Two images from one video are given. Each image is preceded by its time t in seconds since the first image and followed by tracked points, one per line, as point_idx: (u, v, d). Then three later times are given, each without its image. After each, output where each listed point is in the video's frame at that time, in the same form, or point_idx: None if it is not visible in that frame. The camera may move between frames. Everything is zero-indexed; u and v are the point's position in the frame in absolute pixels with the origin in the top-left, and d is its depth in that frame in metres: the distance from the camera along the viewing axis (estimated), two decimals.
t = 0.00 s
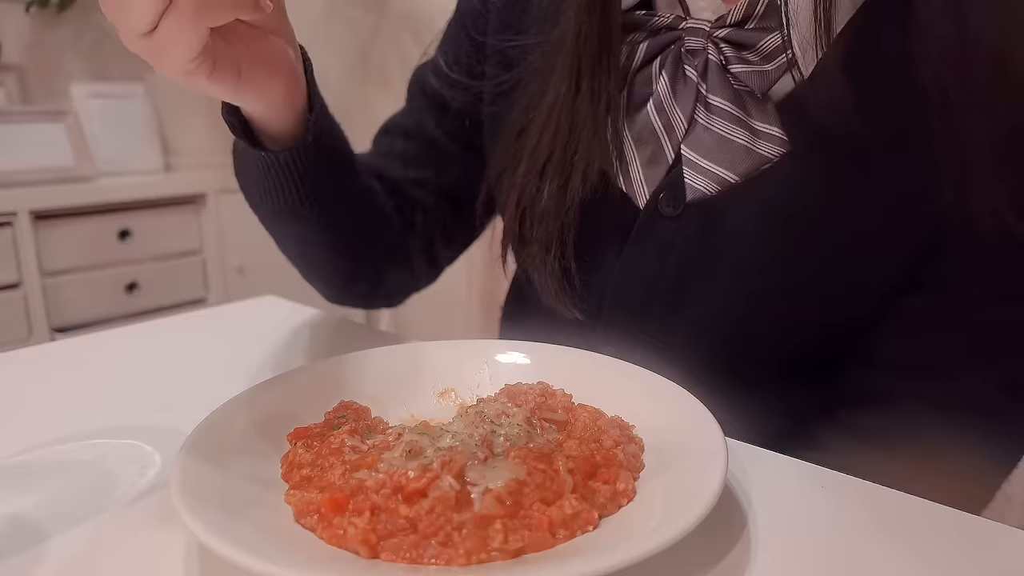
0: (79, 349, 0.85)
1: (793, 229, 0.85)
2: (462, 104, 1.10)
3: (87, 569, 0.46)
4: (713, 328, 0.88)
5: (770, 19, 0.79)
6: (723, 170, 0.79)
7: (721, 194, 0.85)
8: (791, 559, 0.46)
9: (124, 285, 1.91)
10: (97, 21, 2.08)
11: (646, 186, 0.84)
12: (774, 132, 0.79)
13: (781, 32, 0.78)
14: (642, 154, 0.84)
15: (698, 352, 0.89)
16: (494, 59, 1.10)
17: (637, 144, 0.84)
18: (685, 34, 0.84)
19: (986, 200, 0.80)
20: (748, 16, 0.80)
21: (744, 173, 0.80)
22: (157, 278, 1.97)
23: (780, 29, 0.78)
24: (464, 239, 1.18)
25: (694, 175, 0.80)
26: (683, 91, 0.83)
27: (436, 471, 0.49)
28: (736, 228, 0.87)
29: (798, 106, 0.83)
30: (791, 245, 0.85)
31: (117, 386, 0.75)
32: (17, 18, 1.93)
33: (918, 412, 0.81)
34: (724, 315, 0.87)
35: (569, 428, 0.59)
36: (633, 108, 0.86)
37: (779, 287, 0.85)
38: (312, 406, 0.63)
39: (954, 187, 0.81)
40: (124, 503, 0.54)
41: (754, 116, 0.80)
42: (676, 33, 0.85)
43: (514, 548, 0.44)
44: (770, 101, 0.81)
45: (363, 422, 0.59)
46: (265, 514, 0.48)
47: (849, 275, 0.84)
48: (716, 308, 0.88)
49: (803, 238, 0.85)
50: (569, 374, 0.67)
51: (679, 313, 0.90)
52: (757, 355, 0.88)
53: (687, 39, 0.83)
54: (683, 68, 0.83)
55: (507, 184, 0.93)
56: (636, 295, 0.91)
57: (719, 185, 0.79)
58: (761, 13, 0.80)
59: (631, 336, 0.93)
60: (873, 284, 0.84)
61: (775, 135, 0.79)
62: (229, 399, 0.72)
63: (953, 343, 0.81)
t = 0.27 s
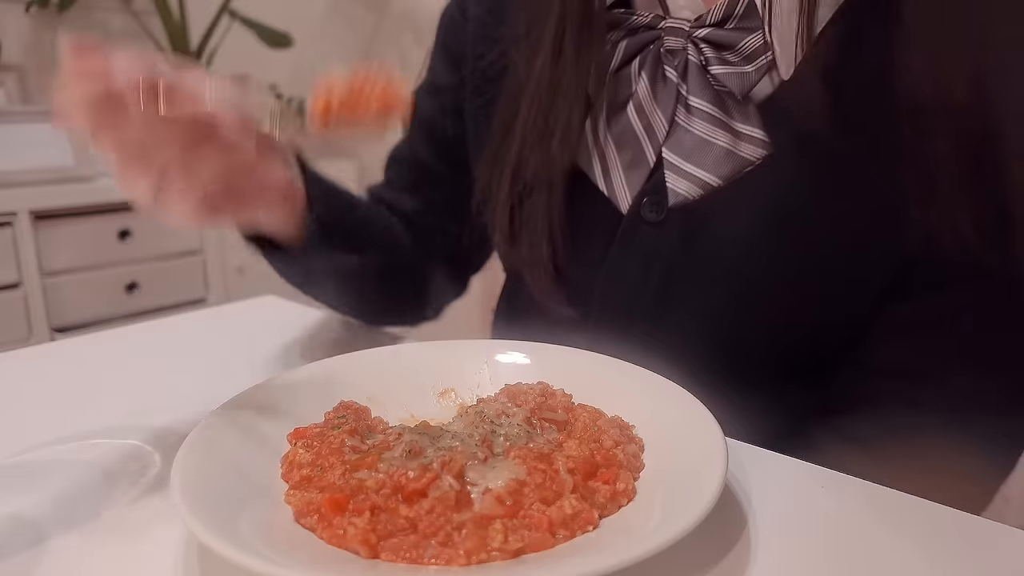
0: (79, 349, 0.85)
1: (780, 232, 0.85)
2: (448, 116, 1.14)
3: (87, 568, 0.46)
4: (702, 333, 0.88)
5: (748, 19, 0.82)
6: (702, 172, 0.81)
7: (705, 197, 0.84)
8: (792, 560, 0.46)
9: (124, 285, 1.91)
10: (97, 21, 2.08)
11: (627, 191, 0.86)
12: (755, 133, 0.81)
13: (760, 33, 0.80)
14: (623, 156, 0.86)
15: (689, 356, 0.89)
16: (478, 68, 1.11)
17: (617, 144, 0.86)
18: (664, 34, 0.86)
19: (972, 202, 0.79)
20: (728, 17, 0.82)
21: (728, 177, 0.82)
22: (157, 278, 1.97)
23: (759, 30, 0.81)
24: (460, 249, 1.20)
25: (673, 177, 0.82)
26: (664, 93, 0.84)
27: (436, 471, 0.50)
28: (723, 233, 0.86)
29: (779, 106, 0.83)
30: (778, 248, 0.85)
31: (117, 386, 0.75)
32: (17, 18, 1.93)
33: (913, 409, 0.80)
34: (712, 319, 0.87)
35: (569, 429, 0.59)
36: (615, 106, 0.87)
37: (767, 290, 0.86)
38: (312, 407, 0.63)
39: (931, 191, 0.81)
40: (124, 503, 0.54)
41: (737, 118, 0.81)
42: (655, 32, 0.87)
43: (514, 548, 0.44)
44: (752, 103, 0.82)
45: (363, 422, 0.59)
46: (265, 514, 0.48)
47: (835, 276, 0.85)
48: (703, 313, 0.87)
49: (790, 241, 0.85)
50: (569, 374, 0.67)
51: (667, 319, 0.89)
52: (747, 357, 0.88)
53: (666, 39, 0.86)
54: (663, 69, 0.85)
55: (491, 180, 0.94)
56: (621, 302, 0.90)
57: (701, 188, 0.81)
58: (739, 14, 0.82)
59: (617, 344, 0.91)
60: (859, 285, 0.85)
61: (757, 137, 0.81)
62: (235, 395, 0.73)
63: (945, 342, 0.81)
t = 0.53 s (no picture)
0: (79, 349, 0.85)
1: (774, 243, 0.84)
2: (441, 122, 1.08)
3: (86, 569, 0.46)
4: (697, 344, 0.88)
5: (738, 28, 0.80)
6: (693, 187, 0.80)
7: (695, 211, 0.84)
8: (790, 560, 0.46)
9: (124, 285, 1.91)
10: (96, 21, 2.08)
11: (620, 206, 0.84)
12: (747, 147, 0.79)
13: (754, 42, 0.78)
14: (614, 171, 0.85)
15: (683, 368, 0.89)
16: (465, 84, 1.05)
17: (608, 159, 0.85)
18: (653, 43, 0.85)
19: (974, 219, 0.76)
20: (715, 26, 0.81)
21: (720, 190, 0.80)
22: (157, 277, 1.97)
23: (753, 38, 0.78)
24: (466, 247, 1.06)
25: (666, 194, 0.81)
26: (653, 106, 0.84)
27: (435, 471, 0.50)
28: (715, 245, 0.85)
29: (770, 116, 0.81)
30: (772, 259, 0.84)
31: (117, 386, 0.75)
32: (17, 18, 1.93)
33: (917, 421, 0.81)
34: (706, 330, 0.87)
35: (569, 429, 0.59)
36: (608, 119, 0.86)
37: (761, 302, 0.85)
38: (312, 407, 0.63)
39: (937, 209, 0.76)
40: (124, 503, 0.54)
41: (728, 131, 0.80)
42: (643, 43, 0.86)
43: (514, 548, 0.44)
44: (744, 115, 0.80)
45: (363, 423, 0.59)
46: (264, 514, 0.48)
47: (834, 288, 0.83)
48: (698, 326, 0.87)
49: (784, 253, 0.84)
50: (569, 373, 0.67)
51: (659, 330, 0.89)
52: (744, 367, 0.88)
53: (655, 49, 0.84)
54: (653, 80, 0.84)
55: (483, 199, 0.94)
56: (615, 313, 0.90)
57: (693, 204, 0.80)
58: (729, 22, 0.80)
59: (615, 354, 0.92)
60: (857, 298, 0.83)
61: (749, 150, 0.78)
62: (241, 386, 0.74)
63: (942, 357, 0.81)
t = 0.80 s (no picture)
0: (79, 349, 0.85)
1: (767, 243, 0.84)
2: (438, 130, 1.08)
3: (86, 569, 0.46)
4: (688, 345, 0.88)
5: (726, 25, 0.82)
6: (684, 187, 0.79)
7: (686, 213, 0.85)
8: (789, 560, 0.46)
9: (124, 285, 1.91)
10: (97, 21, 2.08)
11: (609, 208, 0.84)
12: (738, 145, 0.79)
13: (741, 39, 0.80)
14: (603, 171, 0.85)
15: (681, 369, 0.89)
16: (456, 86, 1.05)
17: (596, 160, 0.85)
18: (641, 43, 0.86)
19: (969, 215, 0.72)
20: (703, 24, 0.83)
21: (710, 190, 0.79)
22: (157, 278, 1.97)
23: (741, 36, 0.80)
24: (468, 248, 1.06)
25: (656, 194, 0.81)
26: (642, 105, 0.84)
27: (435, 471, 0.50)
28: (707, 247, 0.86)
29: (761, 113, 0.83)
30: (764, 259, 0.84)
31: (117, 386, 0.75)
32: (17, 18, 1.93)
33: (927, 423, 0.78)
34: (699, 331, 0.87)
35: (569, 429, 0.59)
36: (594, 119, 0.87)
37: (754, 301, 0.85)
38: (312, 407, 0.63)
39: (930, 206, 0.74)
40: (124, 503, 0.54)
41: (719, 130, 0.80)
42: (631, 41, 0.87)
43: (514, 548, 0.44)
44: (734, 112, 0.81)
45: (364, 423, 0.59)
46: (264, 514, 0.48)
47: (828, 290, 0.83)
48: (690, 328, 0.88)
49: (777, 253, 0.84)
50: (569, 373, 0.67)
51: (655, 331, 0.89)
52: (742, 368, 0.88)
53: (642, 48, 0.85)
54: (641, 79, 0.84)
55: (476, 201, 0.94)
56: (612, 314, 0.90)
57: (684, 205, 0.80)
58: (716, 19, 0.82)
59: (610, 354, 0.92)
60: (854, 298, 0.83)
61: (739, 148, 0.79)
62: (242, 387, 0.74)
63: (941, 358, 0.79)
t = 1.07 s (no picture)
0: (79, 349, 0.85)
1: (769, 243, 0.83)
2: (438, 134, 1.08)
3: (86, 569, 0.46)
4: (689, 343, 0.88)
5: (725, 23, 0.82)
6: (685, 184, 0.80)
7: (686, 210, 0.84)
8: (789, 560, 0.46)
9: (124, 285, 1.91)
10: (97, 21, 2.08)
11: (610, 203, 0.84)
12: (738, 142, 0.79)
13: (740, 37, 0.80)
14: (605, 168, 0.85)
15: (681, 369, 0.89)
16: (457, 87, 1.05)
17: (598, 157, 0.85)
18: (641, 41, 0.86)
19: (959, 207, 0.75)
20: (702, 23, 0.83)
21: (711, 187, 0.80)
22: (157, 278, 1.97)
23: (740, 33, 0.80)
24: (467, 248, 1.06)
25: (656, 190, 0.81)
26: (642, 103, 0.84)
27: (435, 471, 0.50)
28: (706, 245, 0.85)
29: (760, 112, 0.82)
30: (764, 258, 0.84)
31: (117, 386, 0.75)
32: (17, 18, 1.92)
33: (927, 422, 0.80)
34: (699, 328, 0.87)
35: (569, 429, 0.59)
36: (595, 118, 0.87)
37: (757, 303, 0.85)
38: (312, 407, 0.63)
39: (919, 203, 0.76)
40: (124, 503, 0.54)
41: (718, 127, 0.80)
42: (631, 40, 0.87)
43: (514, 548, 0.44)
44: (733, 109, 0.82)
45: (365, 422, 0.59)
46: (264, 514, 0.48)
47: (827, 287, 0.83)
48: (691, 326, 0.87)
49: (778, 254, 0.83)
50: (568, 373, 0.67)
51: (655, 329, 0.89)
52: (741, 365, 0.88)
53: (643, 47, 0.85)
54: (641, 77, 0.85)
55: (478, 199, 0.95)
56: (612, 314, 0.90)
57: (684, 201, 0.80)
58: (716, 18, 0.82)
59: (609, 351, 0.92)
60: (853, 294, 0.83)
61: (738, 145, 0.79)
62: (243, 387, 0.74)
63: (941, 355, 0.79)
